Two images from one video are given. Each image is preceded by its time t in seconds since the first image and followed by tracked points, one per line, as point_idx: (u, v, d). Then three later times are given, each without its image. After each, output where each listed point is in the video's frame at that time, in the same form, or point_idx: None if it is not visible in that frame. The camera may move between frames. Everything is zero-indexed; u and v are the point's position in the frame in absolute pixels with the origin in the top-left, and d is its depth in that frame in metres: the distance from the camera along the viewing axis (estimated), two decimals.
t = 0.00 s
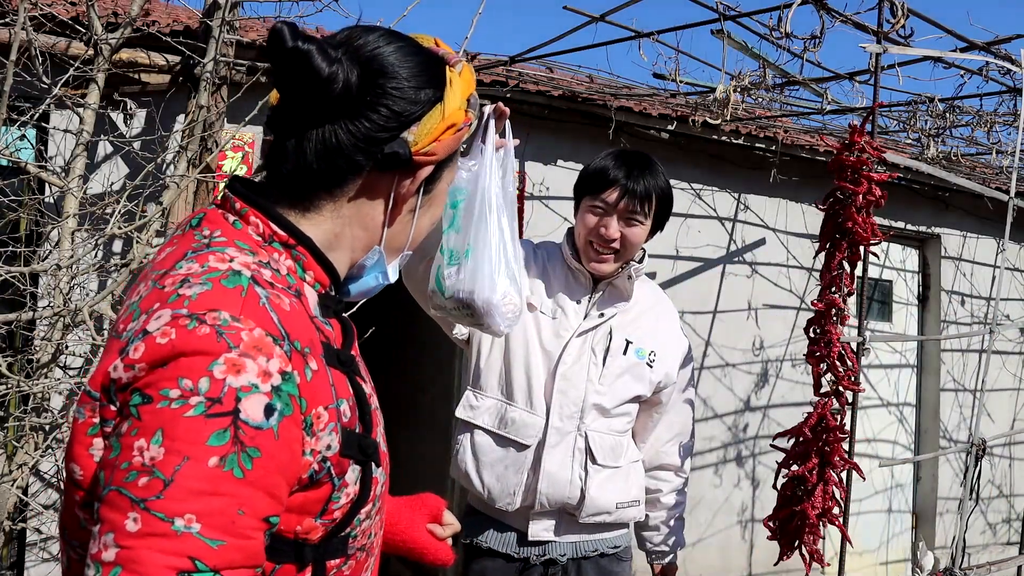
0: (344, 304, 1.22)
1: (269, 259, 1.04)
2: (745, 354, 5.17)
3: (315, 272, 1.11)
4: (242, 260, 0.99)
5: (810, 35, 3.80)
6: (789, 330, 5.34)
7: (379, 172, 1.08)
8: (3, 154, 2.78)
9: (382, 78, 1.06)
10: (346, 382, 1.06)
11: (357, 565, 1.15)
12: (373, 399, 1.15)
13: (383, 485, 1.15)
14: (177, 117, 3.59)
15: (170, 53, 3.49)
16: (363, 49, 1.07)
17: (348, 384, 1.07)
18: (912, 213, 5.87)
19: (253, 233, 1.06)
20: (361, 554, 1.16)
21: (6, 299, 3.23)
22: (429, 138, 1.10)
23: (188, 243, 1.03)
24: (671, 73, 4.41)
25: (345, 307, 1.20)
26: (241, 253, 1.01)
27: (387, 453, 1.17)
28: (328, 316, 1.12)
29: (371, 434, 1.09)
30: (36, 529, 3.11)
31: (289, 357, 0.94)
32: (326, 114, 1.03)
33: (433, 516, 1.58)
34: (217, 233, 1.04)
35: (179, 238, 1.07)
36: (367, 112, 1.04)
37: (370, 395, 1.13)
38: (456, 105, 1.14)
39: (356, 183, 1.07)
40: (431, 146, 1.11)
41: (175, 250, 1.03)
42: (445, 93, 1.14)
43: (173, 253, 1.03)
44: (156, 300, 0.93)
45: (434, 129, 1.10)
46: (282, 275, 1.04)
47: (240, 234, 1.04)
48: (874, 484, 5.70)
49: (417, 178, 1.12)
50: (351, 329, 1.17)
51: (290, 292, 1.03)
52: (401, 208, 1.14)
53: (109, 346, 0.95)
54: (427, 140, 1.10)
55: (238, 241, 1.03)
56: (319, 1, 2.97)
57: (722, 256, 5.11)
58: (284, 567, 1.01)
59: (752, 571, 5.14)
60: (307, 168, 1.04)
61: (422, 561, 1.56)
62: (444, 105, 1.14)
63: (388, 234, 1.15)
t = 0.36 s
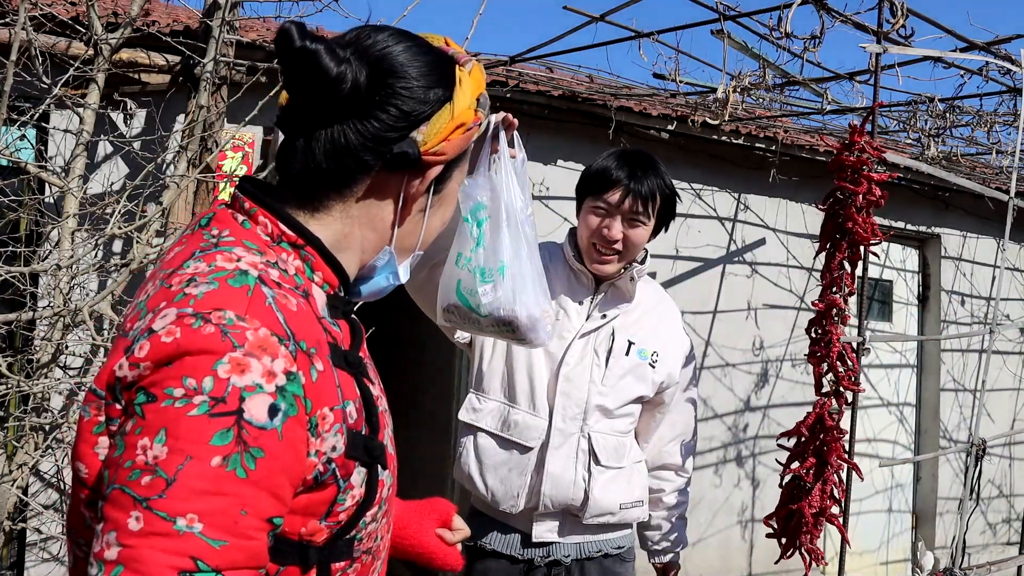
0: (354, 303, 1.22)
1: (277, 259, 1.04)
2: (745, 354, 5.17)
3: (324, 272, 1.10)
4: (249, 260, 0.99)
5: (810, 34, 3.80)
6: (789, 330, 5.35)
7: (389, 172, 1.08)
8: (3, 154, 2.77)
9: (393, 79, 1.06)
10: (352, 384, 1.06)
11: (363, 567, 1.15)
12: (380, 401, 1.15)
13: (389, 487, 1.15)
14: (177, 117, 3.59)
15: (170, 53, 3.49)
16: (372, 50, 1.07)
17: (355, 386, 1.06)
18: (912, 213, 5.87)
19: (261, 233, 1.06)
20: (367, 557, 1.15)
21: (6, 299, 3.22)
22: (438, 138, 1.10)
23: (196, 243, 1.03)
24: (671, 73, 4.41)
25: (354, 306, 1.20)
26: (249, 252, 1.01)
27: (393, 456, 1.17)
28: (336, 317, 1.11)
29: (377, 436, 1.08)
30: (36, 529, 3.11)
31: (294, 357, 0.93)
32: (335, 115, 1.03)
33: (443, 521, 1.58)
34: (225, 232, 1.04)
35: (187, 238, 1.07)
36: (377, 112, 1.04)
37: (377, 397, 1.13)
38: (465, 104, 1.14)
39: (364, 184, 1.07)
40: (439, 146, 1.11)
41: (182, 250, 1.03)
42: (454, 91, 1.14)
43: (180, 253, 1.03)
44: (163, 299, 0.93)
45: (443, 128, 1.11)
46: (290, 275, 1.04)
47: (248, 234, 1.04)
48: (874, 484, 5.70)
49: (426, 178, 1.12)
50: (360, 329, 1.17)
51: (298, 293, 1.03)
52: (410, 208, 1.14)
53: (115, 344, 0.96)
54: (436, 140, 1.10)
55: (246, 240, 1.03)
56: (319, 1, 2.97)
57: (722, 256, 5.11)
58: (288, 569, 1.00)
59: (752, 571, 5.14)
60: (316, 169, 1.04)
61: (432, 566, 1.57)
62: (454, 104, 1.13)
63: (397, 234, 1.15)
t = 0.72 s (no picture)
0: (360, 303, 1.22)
1: (281, 261, 1.04)
2: (745, 354, 5.17)
3: (329, 275, 1.10)
4: (252, 262, 0.99)
5: (810, 34, 3.79)
6: (789, 330, 5.35)
7: (394, 172, 1.08)
8: (3, 154, 2.78)
9: (399, 78, 1.06)
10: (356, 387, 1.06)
11: (367, 571, 1.15)
12: (385, 404, 1.15)
13: (392, 491, 1.15)
14: (177, 117, 3.59)
15: (170, 53, 3.49)
16: (379, 49, 1.06)
17: (359, 389, 1.06)
18: (912, 213, 5.87)
19: (266, 234, 1.06)
20: (370, 560, 1.16)
21: (6, 299, 3.22)
22: (443, 138, 1.10)
23: (201, 243, 1.03)
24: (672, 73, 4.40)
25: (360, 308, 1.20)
26: (252, 254, 1.01)
27: (397, 459, 1.17)
28: (341, 318, 1.11)
29: (380, 439, 1.09)
30: (35, 529, 3.11)
31: (294, 360, 0.93)
32: (341, 116, 1.03)
33: (453, 524, 1.59)
34: (230, 233, 1.04)
35: (193, 238, 1.07)
36: (383, 113, 1.04)
37: (382, 401, 1.13)
38: (472, 102, 1.14)
39: (369, 184, 1.07)
40: (446, 146, 1.11)
41: (185, 250, 1.04)
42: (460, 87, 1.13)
43: (183, 254, 1.03)
44: (164, 300, 0.94)
45: (450, 128, 1.11)
46: (294, 278, 1.04)
47: (253, 235, 1.05)
48: (874, 484, 5.70)
49: (433, 179, 1.13)
50: (366, 331, 1.17)
51: (301, 295, 1.03)
52: (416, 208, 1.14)
53: (116, 344, 0.96)
54: (443, 140, 1.10)
55: (250, 241, 1.03)
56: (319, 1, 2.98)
57: (722, 256, 5.11)
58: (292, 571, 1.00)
59: (752, 571, 5.14)
60: (321, 170, 1.04)
61: (440, 569, 1.57)
62: (460, 103, 1.13)
63: (405, 235, 1.16)
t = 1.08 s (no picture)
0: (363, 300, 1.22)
1: (286, 261, 1.04)
2: (745, 353, 5.17)
3: (334, 275, 1.11)
4: (258, 262, 0.99)
5: (810, 35, 3.79)
6: (789, 330, 5.35)
7: (395, 171, 1.08)
8: (3, 154, 2.77)
9: (393, 69, 1.05)
10: (362, 385, 1.06)
11: (375, 568, 1.15)
12: (390, 403, 1.15)
13: (399, 489, 1.14)
14: (178, 117, 3.59)
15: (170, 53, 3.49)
16: (372, 43, 1.06)
17: (366, 389, 1.06)
18: (912, 213, 5.87)
19: (271, 234, 1.06)
20: (377, 558, 1.15)
21: (6, 299, 3.22)
22: (440, 130, 1.09)
23: (206, 244, 1.03)
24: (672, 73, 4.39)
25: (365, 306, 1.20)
26: (258, 254, 1.00)
27: (403, 458, 1.17)
28: (346, 317, 1.11)
29: (387, 437, 1.08)
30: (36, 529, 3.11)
31: (302, 360, 0.93)
32: (337, 112, 1.03)
33: (459, 523, 1.59)
34: (236, 233, 1.04)
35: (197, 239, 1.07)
36: (379, 105, 1.04)
37: (388, 400, 1.13)
38: (469, 93, 1.12)
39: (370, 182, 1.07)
40: (445, 138, 1.10)
41: (191, 251, 1.04)
42: (456, 76, 1.12)
43: (189, 254, 1.03)
44: (172, 301, 0.94)
45: (447, 120, 1.09)
46: (299, 278, 1.04)
47: (259, 235, 1.04)
48: (874, 483, 5.70)
49: (431, 173, 1.11)
50: (371, 331, 1.17)
51: (307, 295, 1.03)
52: (418, 200, 1.13)
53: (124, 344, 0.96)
54: (440, 130, 1.09)
55: (256, 242, 1.03)
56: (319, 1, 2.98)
57: (722, 256, 5.11)
58: (299, 570, 1.00)
59: (752, 571, 5.14)
60: (322, 168, 1.04)
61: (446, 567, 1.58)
62: (457, 95, 1.12)
63: (408, 227, 1.15)
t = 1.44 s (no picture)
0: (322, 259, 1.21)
1: (237, 240, 1.03)
2: (745, 354, 5.17)
3: (289, 246, 1.10)
4: (208, 243, 0.99)
5: (810, 35, 3.79)
6: (789, 330, 5.35)
7: (305, 115, 1.07)
8: (3, 154, 2.78)
9: (257, 17, 1.02)
10: (333, 344, 1.04)
11: (386, 531, 1.10)
12: (374, 365, 1.13)
13: (396, 444, 1.11)
14: (178, 117, 3.59)
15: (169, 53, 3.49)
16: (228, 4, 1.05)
17: (338, 348, 1.05)
18: (912, 213, 5.87)
19: (220, 220, 1.05)
20: (387, 519, 1.10)
21: (6, 299, 3.22)
22: (325, 59, 1.05)
23: (163, 242, 1.04)
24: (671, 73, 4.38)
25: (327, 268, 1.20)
26: (207, 237, 1.01)
27: (397, 416, 1.14)
28: (311, 286, 1.10)
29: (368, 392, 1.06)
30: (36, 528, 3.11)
31: (255, 319, 0.92)
32: (223, 90, 1.03)
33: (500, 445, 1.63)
34: (186, 226, 1.05)
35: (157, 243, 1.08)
36: (265, 64, 1.02)
37: (365, 358, 1.11)
38: (337, 15, 1.07)
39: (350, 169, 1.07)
40: (331, 66, 1.06)
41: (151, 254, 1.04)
42: None
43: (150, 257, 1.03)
44: (130, 295, 0.94)
45: (324, 49, 1.05)
46: (252, 253, 1.04)
47: (208, 223, 1.04)
48: (874, 484, 5.70)
49: (334, 101, 1.09)
50: (340, 297, 1.15)
51: (261, 267, 1.03)
52: (335, 133, 1.11)
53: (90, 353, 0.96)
54: (323, 59, 1.05)
55: (205, 228, 1.03)
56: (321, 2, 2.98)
57: (722, 256, 5.11)
58: (306, 536, 1.00)
59: (752, 571, 5.13)
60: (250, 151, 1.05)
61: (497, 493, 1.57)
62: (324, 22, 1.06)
63: (334, 162, 1.13)
